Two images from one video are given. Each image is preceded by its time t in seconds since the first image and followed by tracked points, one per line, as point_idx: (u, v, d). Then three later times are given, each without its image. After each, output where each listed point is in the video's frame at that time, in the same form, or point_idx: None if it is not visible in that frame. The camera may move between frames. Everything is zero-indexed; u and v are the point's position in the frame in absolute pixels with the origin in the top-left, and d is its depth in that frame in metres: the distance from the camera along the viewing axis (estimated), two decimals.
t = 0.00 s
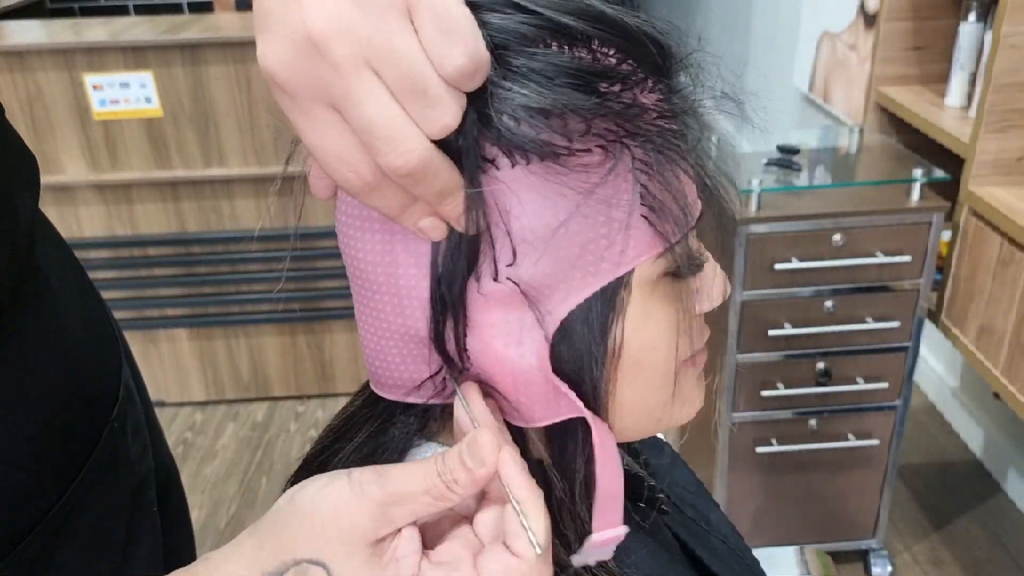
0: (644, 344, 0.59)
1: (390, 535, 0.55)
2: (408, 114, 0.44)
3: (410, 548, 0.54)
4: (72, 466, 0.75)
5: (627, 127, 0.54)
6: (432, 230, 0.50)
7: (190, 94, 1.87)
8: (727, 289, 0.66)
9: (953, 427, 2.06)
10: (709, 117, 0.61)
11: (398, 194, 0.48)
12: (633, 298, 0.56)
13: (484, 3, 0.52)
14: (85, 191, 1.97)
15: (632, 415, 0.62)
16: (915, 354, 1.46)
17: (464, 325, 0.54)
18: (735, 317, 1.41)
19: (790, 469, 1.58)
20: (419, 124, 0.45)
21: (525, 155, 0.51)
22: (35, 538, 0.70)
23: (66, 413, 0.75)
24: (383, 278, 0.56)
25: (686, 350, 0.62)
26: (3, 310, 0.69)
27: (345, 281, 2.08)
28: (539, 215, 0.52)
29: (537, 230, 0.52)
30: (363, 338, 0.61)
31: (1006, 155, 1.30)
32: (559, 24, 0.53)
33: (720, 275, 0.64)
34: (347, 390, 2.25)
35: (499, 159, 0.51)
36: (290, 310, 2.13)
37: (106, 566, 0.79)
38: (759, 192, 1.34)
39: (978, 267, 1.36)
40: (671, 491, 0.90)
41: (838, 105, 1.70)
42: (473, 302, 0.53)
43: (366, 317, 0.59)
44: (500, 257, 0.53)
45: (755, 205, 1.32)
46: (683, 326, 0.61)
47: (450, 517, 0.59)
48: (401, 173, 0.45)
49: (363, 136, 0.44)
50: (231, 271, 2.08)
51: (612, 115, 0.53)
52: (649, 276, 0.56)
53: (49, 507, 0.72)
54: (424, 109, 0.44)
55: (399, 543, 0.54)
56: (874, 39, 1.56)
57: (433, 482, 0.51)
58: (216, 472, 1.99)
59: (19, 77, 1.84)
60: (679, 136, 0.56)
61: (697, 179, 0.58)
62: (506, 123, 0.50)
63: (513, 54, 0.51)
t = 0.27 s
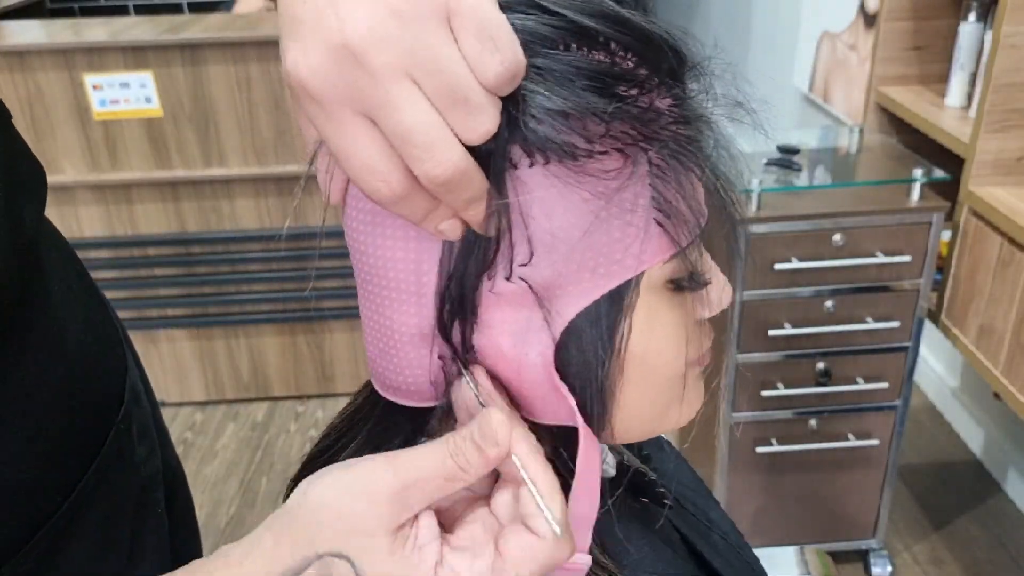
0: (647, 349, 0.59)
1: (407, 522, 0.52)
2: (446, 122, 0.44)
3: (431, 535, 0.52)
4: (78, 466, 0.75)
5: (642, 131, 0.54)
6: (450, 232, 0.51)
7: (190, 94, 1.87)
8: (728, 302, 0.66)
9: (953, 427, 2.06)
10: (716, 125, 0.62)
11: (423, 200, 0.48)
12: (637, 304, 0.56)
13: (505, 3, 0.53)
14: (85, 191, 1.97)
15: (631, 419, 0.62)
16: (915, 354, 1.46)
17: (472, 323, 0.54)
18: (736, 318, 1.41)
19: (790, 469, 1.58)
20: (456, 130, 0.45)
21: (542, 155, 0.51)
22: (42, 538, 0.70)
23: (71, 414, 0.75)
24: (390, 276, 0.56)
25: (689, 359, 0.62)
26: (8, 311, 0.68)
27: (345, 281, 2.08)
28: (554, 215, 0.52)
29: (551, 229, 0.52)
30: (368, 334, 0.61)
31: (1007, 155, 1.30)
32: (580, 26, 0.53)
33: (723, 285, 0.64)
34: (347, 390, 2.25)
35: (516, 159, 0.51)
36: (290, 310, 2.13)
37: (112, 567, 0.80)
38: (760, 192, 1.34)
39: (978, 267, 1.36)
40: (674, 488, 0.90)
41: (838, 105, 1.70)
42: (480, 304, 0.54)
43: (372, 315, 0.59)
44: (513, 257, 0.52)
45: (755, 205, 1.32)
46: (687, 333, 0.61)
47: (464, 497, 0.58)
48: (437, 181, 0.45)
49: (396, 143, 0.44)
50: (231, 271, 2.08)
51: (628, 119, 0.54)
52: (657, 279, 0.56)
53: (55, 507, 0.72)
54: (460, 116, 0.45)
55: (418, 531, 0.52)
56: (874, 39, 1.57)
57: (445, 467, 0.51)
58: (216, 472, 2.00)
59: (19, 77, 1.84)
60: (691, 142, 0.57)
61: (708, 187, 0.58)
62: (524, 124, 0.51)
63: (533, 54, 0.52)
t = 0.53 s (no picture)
0: (645, 352, 0.59)
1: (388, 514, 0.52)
2: (462, 103, 0.44)
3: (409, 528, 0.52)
4: (83, 465, 0.75)
5: (644, 131, 0.54)
6: (486, 227, 0.51)
7: (190, 94, 1.87)
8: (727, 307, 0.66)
9: (953, 427, 2.06)
10: (718, 127, 0.62)
11: (454, 187, 0.48)
12: (635, 307, 0.56)
13: None
14: (85, 191, 1.97)
15: (629, 423, 0.62)
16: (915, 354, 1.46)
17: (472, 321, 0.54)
18: (736, 318, 1.41)
19: (790, 469, 1.58)
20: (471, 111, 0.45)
21: (545, 151, 0.52)
22: (48, 537, 0.70)
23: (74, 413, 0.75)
24: (391, 273, 0.56)
25: (686, 363, 0.62)
26: (12, 311, 0.68)
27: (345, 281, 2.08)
28: (554, 212, 0.52)
29: (551, 227, 0.52)
30: (366, 332, 0.60)
31: (1007, 155, 1.30)
32: (585, 24, 0.54)
33: (723, 291, 0.64)
34: (347, 390, 2.25)
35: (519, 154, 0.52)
36: (290, 310, 2.13)
37: (116, 565, 0.80)
38: (760, 192, 1.34)
39: (978, 267, 1.36)
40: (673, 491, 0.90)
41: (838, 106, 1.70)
42: (484, 302, 0.53)
43: (371, 311, 0.58)
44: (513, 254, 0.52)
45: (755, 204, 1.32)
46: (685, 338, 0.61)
47: (458, 491, 0.57)
48: (455, 161, 0.44)
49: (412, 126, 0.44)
50: (230, 272, 2.08)
51: (631, 118, 0.54)
52: (652, 284, 0.57)
53: (60, 506, 0.72)
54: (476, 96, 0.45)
55: (397, 523, 0.52)
56: (874, 39, 1.57)
57: (433, 465, 0.49)
58: (217, 472, 2.00)
59: (20, 77, 1.84)
60: (692, 143, 0.57)
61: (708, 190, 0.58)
62: (528, 119, 0.51)
63: (539, 49, 0.52)
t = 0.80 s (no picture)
0: (648, 356, 0.59)
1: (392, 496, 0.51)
2: (468, 106, 0.44)
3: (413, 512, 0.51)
4: (88, 465, 0.76)
5: (649, 135, 0.54)
6: (491, 232, 0.50)
7: (190, 94, 1.87)
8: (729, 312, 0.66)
9: (954, 427, 2.06)
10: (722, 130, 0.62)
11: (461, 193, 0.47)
12: (638, 310, 0.57)
13: None
14: (85, 191, 1.97)
15: (633, 429, 0.62)
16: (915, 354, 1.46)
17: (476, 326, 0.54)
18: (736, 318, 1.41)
19: (790, 469, 1.58)
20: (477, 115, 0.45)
21: (549, 154, 0.52)
22: (52, 537, 0.71)
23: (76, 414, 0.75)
24: (392, 276, 0.55)
25: (689, 367, 0.63)
26: (17, 315, 0.68)
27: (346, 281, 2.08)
28: (558, 217, 0.52)
29: (555, 232, 0.52)
30: (367, 333, 0.60)
31: (1007, 155, 1.30)
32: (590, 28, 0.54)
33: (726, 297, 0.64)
34: (347, 390, 2.25)
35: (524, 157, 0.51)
36: (290, 310, 2.13)
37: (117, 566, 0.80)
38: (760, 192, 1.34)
39: (978, 267, 1.36)
40: (674, 491, 0.90)
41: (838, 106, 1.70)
42: (487, 306, 0.52)
43: (372, 312, 0.58)
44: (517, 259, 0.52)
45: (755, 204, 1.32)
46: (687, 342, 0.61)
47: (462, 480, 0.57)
48: (463, 165, 0.44)
49: (418, 127, 0.44)
50: (230, 272, 2.08)
51: (636, 122, 0.54)
52: (653, 289, 0.57)
53: (63, 509, 0.72)
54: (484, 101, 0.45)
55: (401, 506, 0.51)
56: (874, 39, 1.58)
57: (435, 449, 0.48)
58: (217, 472, 2.00)
59: (20, 77, 1.84)
60: (697, 147, 0.57)
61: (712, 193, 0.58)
62: (533, 122, 0.51)
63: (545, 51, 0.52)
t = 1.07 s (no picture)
0: (651, 356, 0.59)
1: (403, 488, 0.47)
2: (483, 108, 0.44)
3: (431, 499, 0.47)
4: (87, 465, 0.76)
5: (659, 138, 0.54)
6: (502, 233, 0.50)
7: (190, 94, 1.87)
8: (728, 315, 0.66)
9: (953, 427, 2.06)
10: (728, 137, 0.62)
11: (469, 196, 0.47)
12: (645, 312, 0.57)
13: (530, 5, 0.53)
14: (85, 191, 1.97)
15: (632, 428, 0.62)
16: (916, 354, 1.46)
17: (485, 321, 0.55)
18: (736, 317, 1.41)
19: (790, 469, 1.58)
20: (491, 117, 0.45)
21: (563, 155, 0.51)
22: (50, 537, 0.70)
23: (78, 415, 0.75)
24: (399, 275, 0.55)
25: (690, 369, 0.63)
26: (14, 317, 0.68)
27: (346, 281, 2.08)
28: (571, 215, 0.51)
29: (568, 230, 0.51)
30: (371, 333, 0.60)
31: (1008, 155, 1.30)
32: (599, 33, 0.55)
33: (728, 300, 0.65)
34: (347, 390, 2.25)
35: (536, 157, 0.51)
36: (290, 310, 2.13)
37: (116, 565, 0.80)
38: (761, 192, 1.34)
39: (978, 268, 1.36)
40: (673, 491, 0.90)
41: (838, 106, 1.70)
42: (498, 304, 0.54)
43: (377, 312, 0.58)
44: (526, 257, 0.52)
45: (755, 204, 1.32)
46: (689, 344, 0.62)
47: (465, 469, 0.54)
48: (477, 168, 0.44)
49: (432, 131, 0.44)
50: (230, 271, 2.08)
51: (647, 126, 0.54)
52: (663, 291, 0.57)
53: (61, 509, 0.72)
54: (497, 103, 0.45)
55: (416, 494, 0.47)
56: (874, 39, 1.57)
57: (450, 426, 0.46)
58: (217, 472, 2.00)
59: (20, 77, 1.84)
60: (705, 151, 0.57)
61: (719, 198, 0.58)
62: (546, 124, 0.51)
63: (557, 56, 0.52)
